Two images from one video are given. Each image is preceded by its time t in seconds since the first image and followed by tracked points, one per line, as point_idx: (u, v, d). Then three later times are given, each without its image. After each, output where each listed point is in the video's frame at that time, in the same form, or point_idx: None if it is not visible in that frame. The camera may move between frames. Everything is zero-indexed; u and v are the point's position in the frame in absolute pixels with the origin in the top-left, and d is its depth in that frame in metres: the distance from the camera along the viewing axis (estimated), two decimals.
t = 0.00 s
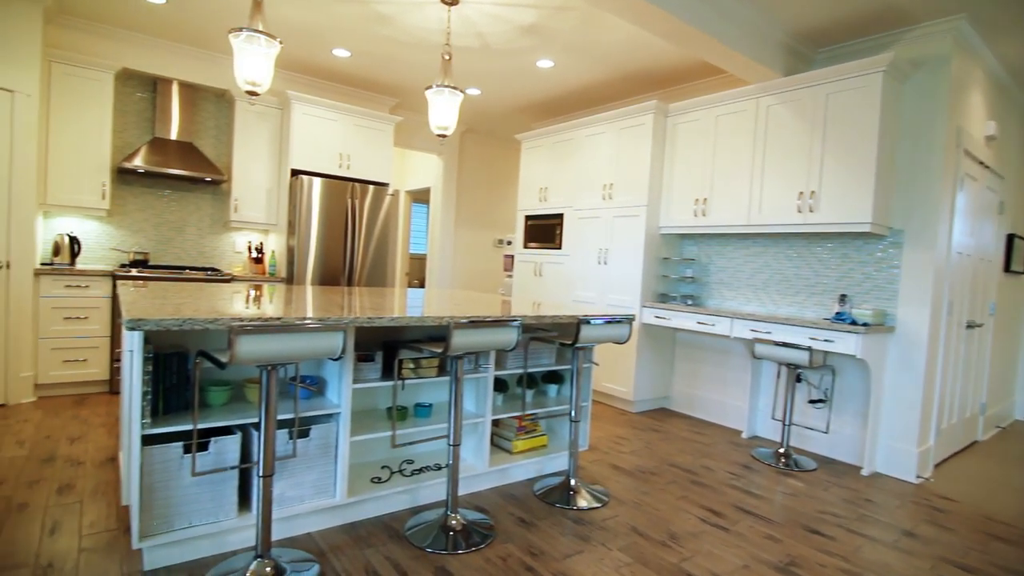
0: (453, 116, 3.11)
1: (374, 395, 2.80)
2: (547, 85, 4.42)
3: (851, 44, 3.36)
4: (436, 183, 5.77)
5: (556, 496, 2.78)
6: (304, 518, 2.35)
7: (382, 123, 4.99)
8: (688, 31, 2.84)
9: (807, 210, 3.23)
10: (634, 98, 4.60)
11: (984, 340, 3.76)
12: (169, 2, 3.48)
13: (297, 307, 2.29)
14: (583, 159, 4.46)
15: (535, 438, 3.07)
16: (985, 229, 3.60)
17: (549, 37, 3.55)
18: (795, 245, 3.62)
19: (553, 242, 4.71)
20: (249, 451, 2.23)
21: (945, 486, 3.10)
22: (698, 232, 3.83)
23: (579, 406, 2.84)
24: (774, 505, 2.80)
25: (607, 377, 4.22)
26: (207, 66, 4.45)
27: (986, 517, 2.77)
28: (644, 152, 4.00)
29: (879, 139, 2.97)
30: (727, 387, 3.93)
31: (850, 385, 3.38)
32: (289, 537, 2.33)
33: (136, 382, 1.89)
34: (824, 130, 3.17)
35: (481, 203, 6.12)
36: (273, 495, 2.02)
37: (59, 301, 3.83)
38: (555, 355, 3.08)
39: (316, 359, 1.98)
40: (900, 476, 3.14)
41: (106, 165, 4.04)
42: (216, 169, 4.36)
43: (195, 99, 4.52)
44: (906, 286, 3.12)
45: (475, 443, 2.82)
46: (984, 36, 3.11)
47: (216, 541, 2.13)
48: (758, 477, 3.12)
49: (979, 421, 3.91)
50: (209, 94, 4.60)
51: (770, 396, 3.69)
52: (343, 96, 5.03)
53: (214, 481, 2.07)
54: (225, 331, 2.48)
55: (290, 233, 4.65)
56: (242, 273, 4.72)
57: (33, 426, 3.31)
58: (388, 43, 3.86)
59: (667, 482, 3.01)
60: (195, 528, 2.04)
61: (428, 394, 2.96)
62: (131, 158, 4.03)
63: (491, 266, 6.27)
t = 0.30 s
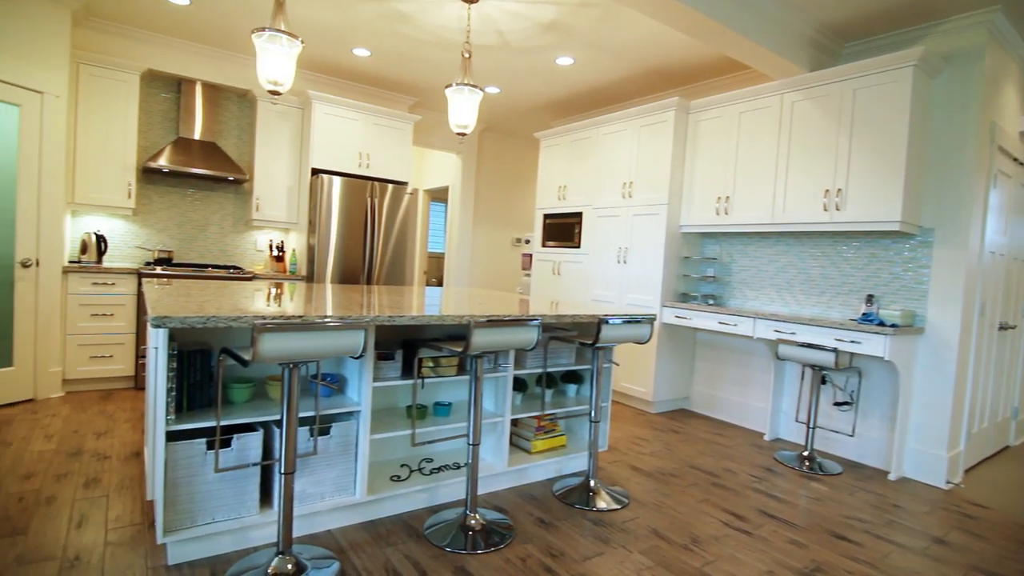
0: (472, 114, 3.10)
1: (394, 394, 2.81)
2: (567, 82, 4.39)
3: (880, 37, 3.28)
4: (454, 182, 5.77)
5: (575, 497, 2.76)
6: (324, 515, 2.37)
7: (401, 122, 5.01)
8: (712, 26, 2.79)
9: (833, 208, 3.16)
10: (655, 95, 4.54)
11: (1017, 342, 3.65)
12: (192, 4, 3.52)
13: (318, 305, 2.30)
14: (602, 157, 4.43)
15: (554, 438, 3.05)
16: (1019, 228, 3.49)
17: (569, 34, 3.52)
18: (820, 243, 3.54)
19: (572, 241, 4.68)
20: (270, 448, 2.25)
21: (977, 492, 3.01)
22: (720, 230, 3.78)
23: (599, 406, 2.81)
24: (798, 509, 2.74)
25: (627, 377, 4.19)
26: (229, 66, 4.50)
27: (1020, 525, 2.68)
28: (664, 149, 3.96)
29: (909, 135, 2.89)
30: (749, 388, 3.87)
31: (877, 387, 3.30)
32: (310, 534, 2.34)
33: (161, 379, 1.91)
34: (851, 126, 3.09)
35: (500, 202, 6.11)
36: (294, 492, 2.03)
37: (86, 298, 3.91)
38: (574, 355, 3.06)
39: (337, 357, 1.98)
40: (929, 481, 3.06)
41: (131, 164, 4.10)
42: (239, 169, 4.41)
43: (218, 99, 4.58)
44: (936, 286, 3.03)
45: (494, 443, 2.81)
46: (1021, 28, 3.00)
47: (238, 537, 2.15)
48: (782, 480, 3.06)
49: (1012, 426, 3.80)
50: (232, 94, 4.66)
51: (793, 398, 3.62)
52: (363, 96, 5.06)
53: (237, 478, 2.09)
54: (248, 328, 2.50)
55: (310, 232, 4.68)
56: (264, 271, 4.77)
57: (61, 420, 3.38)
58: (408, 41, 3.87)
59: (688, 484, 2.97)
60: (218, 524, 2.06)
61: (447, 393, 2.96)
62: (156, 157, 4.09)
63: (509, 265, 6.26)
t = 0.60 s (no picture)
0: (494, 111, 3.07)
1: (415, 392, 2.81)
2: (588, 79, 4.35)
3: (913, 30, 3.18)
4: (474, 180, 5.77)
5: (596, 498, 2.73)
6: (346, 512, 2.38)
7: (421, 121, 5.02)
8: (738, 20, 2.73)
9: (863, 206, 3.08)
10: (678, 92, 4.48)
11: None
12: (217, 4, 3.57)
13: (340, 303, 2.30)
14: (624, 155, 4.38)
15: (575, 438, 3.03)
16: None
17: (591, 30, 3.48)
18: (848, 242, 3.46)
19: (592, 239, 4.64)
20: (293, 445, 2.26)
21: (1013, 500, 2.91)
22: (744, 229, 3.71)
23: (620, 407, 2.78)
24: (826, 514, 2.68)
25: (648, 377, 4.14)
26: (253, 66, 4.55)
27: None
28: (687, 147, 3.90)
29: (943, 130, 2.80)
30: (773, 390, 3.80)
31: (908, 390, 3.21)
32: (332, 531, 2.35)
33: (187, 375, 1.93)
34: (882, 122, 3.01)
35: (519, 200, 6.09)
36: (316, 489, 2.04)
37: (114, 295, 3.99)
38: (596, 354, 3.03)
39: (359, 355, 1.98)
40: (962, 487, 2.97)
41: (158, 164, 4.18)
42: (262, 168, 4.46)
43: (242, 98, 4.64)
44: (971, 286, 2.93)
45: (515, 442, 2.80)
46: None
47: (262, 533, 2.17)
48: (808, 484, 3.00)
49: None
50: (255, 94, 4.71)
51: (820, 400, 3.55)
52: (384, 94, 5.08)
53: (260, 473, 2.11)
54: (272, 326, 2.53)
55: (332, 230, 4.72)
56: (286, 269, 4.82)
57: (90, 415, 3.45)
58: (429, 40, 3.86)
59: (711, 487, 2.92)
60: (242, 519, 2.08)
61: (467, 391, 2.95)
62: (182, 157, 4.15)
63: (528, 263, 6.24)
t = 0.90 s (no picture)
0: (512, 108, 3.05)
1: (433, 390, 2.81)
2: (607, 76, 4.31)
3: (944, 23, 3.09)
4: (492, 178, 5.76)
5: (615, 500, 2.70)
6: (364, 510, 2.38)
7: (439, 119, 5.02)
8: (762, 14, 2.68)
9: (890, 204, 3.01)
10: (699, 88, 4.42)
11: None
12: (239, 4, 3.60)
13: (359, 301, 2.30)
14: (643, 152, 4.34)
15: (593, 439, 3.00)
16: None
17: (611, 26, 3.45)
18: (874, 241, 3.38)
19: (610, 238, 4.60)
20: (313, 442, 2.27)
21: None
22: (766, 227, 3.65)
23: (640, 407, 2.74)
24: (851, 519, 2.62)
25: (667, 377, 4.10)
26: (273, 66, 4.59)
27: None
28: (708, 144, 3.84)
29: (975, 126, 2.71)
30: (795, 391, 3.73)
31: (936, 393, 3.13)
32: (351, 529, 2.36)
33: (209, 372, 1.94)
34: (911, 118, 2.93)
35: (537, 199, 6.07)
36: (336, 487, 2.04)
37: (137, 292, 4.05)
38: (615, 354, 3.00)
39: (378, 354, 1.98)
40: (993, 494, 2.88)
41: (180, 163, 4.23)
42: (281, 166, 4.50)
43: (262, 98, 4.68)
44: (1003, 287, 2.84)
45: (533, 442, 2.78)
46: None
47: (281, 529, 2.18)
48: (832, 488, 2.94)
49: None
50: (275, 93, 4.75)
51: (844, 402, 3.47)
52: (402, 93, 5.09)
53: (281, 471, 2.12)
54: (292, 324, 2.54)
55: (350, 229, 4.74)
56: (305, 267, 4.86)
57: (114, 410, 3.51)
58: (448, 37, 3.86)
59: (733, 490, 2.87)
60: (262, 516, 2.09)
61: (485, 390, 2.94)
62: (203, 156, 4.20)
63: (545, 262, 6.21)
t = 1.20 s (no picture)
0: (525, 106, 3.04)
1: (446, 390, 2.80)
2: (620, 73, 4.27)
3: (966, 17, 3.03)
4: (504, 176, 5.74)
5: (628, 501, 2.68)
6: (377, 510, 2.38)
7: (451, 117, 5.01)
8: (779, 10, 2.64)
9: (910, 202, 2.95)
10: (713, 85, 4.37)
11: None
12: (252, 4, 3.61)
13: (372, 300, 2.29)
14: (656, 150, 4.30)
15: (607, 439, 2.98)
16: None
17: (624, 23, 3.41)
18: (893, 240, 3.33)
19: (622, 236, 4.57)
20: (326, 441, 2.27)
21: None
22: (782, 225, 3.60)
23: (654, 408, 2.71)
24: (869, 523, 2.57)
25: (680, 377, 4.06)
26: (286, 65, 4.60)
27: None
28: (722, 141, 3.80)
29: (999, 122, 2.65)
30: (811, 392, 3.68)
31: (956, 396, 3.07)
32: (364, 528, 2.35)
33: (223, 370, 1.94)
34: (932, 114, 2.87)
35: (549, 196, 6.05)
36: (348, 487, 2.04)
37: (152, 290, 4.08)
38: (628, 354, 2.97)
39: (391, 353, 1.97)
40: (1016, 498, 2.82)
41: (194, 162, 4.26)
42: (294, 165, 4.51)
43: (275, 97, 4.69)
44: None
45: (546, 442, 2.76)
46: None
47: (295, 528, 2.18)
48: (850, 491, 2.89)
49: None
50: (287, 92, 4.76)
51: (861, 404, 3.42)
52: (414, 91, 5.08)
53: (294, 470, 2.12)
54: (305, 323, 2.54)
55: (362, 227, 4.75)
56: (317, 265, 4.87)
57: (129, 407, 3.54)
58: (460, 36, 3.85)
59: (748, 492, 2.84)
60: (276, 515, 2.10)
61: (498, 390, 2.93)
62: (216, 155, 4.23)
63: (557, 260, 6.19)
